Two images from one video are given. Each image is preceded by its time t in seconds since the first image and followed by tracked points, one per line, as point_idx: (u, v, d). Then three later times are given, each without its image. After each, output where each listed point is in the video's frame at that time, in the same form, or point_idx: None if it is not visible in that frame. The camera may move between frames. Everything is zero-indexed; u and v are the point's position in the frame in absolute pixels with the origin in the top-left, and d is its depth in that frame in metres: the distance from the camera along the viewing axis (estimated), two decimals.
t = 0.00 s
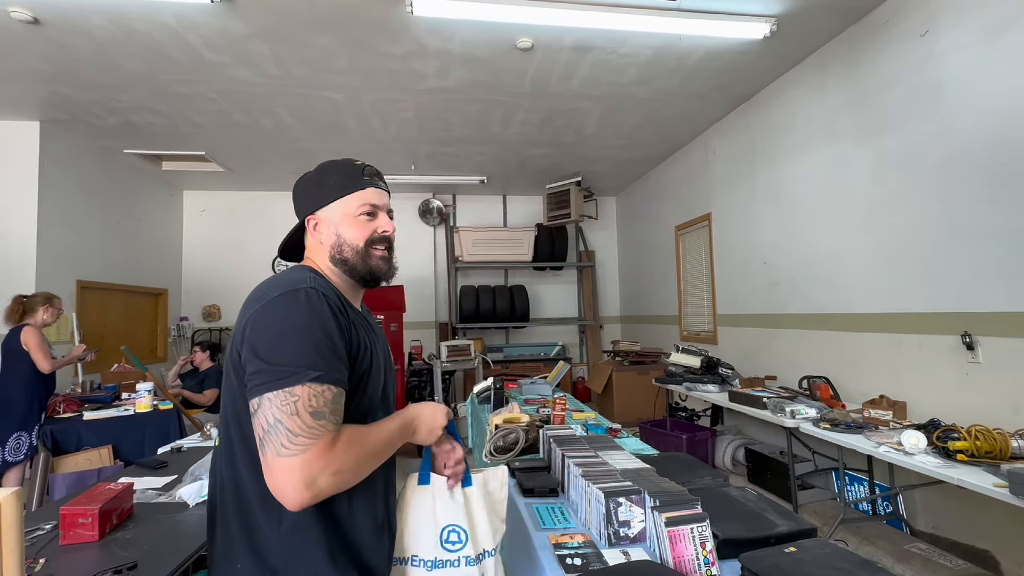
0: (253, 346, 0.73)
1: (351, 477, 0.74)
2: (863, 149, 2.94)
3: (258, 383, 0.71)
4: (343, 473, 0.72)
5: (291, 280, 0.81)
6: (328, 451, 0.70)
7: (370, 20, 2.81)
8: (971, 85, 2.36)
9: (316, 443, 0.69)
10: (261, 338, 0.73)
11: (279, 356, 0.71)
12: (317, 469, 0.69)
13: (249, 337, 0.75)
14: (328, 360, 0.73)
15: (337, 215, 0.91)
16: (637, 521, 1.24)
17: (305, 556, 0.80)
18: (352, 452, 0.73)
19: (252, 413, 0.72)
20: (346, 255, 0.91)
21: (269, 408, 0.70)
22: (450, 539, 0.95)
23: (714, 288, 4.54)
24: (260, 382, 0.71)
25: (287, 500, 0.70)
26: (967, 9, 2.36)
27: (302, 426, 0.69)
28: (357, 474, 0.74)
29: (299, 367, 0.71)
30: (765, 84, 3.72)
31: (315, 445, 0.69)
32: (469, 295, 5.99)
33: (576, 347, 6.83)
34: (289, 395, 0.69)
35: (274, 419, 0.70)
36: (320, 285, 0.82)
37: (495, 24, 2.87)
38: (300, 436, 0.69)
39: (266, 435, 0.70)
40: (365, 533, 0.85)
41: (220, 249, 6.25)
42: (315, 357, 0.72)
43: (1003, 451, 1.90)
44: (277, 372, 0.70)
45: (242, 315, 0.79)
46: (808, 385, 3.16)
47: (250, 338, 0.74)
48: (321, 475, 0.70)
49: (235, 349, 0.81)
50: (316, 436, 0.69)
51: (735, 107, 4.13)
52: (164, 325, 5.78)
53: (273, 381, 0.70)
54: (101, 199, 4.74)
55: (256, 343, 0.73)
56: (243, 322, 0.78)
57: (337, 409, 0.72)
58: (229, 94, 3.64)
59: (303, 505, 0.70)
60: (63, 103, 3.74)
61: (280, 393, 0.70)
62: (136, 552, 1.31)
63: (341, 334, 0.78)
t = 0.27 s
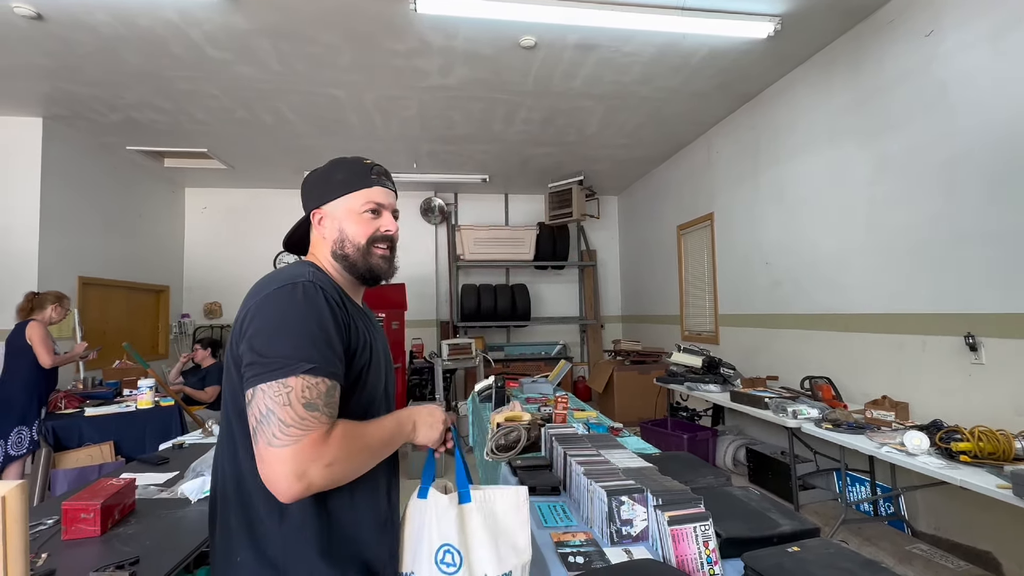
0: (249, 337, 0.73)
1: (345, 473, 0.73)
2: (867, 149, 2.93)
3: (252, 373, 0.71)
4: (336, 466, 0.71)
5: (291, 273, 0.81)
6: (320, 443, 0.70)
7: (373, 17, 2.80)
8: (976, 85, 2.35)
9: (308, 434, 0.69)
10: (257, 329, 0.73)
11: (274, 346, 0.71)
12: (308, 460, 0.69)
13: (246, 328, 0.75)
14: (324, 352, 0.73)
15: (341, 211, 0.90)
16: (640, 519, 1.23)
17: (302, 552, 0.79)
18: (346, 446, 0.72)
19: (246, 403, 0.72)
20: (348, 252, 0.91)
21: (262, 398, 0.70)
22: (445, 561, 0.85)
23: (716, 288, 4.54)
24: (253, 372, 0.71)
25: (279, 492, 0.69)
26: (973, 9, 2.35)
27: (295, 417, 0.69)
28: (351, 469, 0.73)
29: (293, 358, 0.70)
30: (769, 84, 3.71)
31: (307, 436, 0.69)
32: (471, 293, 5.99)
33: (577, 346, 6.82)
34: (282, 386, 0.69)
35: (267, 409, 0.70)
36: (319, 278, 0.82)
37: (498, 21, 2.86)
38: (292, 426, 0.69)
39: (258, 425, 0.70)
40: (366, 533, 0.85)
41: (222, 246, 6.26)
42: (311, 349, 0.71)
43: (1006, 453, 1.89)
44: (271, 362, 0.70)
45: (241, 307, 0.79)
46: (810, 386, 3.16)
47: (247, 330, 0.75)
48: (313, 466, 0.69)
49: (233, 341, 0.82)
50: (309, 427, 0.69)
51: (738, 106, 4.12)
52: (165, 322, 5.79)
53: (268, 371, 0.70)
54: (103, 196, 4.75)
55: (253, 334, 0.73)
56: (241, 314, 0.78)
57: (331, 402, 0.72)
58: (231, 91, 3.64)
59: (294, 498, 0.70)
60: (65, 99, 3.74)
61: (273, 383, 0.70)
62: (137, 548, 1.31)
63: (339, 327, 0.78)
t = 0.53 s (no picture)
0: (252, 339, 0.73)
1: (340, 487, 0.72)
2: (869, 150, 2.93)
3: (253, 377, 0.71)
4: (332, 478, 0.71)
5: (299, 273, 0.80)
6: (317, 453, 0.69)
7: (376, 14, 2.80)
8: (980, 86, 2.34)
9: (305, 446, 0.69)
10: (261, 331, 0.72)
11: (274, 352, 0.70)
12: (303, 471, 0.68)
13: (251, 329, 0.74)
14: (326, 360, 0.72)
15: (363, 207, 0.89)
16: (640, 518, 1.23)
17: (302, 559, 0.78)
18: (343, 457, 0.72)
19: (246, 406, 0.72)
20: (365, 249, 0.91)
21: (260, 404, 0.70)
22: None
23: (717, 287, 4.53)
24: (254, 376, 0.71)
25: (271, 500, 0.69)
26: (978, 8, 2.34)
27: (292, 427, 0.68)
28: (348, 480, 0.73)
29: (293, 365, 0.70)
30: (771, 83, 3.71)
31: (303, 446, 0.69)
32: (471, 292, 5.99)
33: (578, 345, 6.82)
34: (282, 393, 0.69)
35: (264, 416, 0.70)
36: (328, 279, 0.80)
37: (501, 19, 2.86)
38: (288, 436, 0.68)
39: (256, 431, 0.70)
40: (369, 536, 0.85)
41: (222, 243, 6.25)
42: (314, 355, 0.71)
43: (1007, 453, 1.90)
44: (272, 368, 0.70)
45: (247, 305, 0.79)
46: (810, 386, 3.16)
47: (253, 331, 0.74)
48: (307, 477, 0.69)
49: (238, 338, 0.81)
50: (304, 438, 0.69)
51: (740, 106, 4.11)
52: (166, 319, 5.79)
53: (268, 376, 0.70)
54: (105, 192, 4.75)
55: (256, 336, 0.72)
56: (247, 312, 0.78)
57: (330, 412, 0.71)
58: (233, 88, 3.64)
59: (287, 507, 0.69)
60: (67, 95, 3.74)
61: (273, 390, 0.70)
62: (138, 544, 1.31)
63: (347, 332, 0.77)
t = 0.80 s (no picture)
0: (282, 338, 0.62)
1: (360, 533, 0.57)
2: (875, 150, 2.92)
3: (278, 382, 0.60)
4: (349, 519, 0.56)
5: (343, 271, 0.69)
6: (336, 480, 0.56)
7: (381, 14, 2.81)
8: (988, 87, 2.33)
9: (326, 472, 0.56)
10: (293, 329, 0.61)
11: (304, 354, 0.59)
12: (318, 501, 0.55)
13: (282, 328, 0.64)
14: (361, 373, 0.60)
15: (413, 207, 0.78)
16: (643, 517, 1.24)
17: None
18: (367, 496, 0.57)
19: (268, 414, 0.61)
20: (407, 253, 0.79)
21: (282, 414, 0.58)
22: None
23: (721, 287, 4.52)
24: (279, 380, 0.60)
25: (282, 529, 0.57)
26: (985, 9, 2.33)
27: (314, 444, 0.57)
28: (369, 531, 0.57)
29: (322, 374, 0.58)
30: (777, 83, 3.70)
31: (320, 468, 0.56)
32: (475, 290, 6.00)
33: (581, 344, 6.83)
34: (306, 405, 0.58)
35: (282, 428, 0.58)
36: (374, 281, 0.68)
37: (507, 19, 2.86)
38: (306, 453, 0.56)
39: (273, 443, 0.59)
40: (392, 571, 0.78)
41: (227, 240, 6.29)
42: (347, 364, 0.59)
43: (1012, 456, 1.89)
44: (300, 373, 0.58)
45: (283, 302, 0.68)
46: (815, 387, 3.15)
47: (285, 329, 0.63)
48: (320, 509, 0.55)
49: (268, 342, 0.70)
50: (324, 460, 0.56)
51: (746, 105, 4.10)
52: (172, 316, 5.83)
53: (290, 381, 0.58)
54: (112, 190, 4.78)
55: (287, 335, 0.61)
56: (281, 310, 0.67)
57: (356, 434, 0.59)
58: (239, 86, 3.65)
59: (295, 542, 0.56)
60: (75, 93, 3.77)
61: (294, 397, 0.58)
62: (145, 538, 1.32)
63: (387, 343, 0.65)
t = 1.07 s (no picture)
0: (350, 379, 0.59)
1: None
2: (879, 149, 2.91)
3: (354, 432, 0.58)
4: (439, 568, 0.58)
5: (399, 291, 0.64)
6: (426, 528, 0.59)
7: (385, 12, 2.81)
8: (992, 86, 2.32)
9: (418, 523, 0.58)
10: (364, 373, 0.59)
11: (384, 405, 0.57)
12: (412, 551, 0.58)
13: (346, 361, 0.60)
14: (437, 414, 0.60)
15: (476, 222, 0.75)
16: (644, 515, 1.24)
17: None
18: (454, 546, 0.59)
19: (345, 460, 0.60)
20: (459, 266, 0.77)
21: (365, 465, 0.58)
22: None
23: (723, 286, 4.52)
24: (356, 430, 0.58)
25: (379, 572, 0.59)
26: (990, 8, 2.32)
27: (405, 497, 0.58)
28: None
29: (404, 424, 0.58)
30: (780, 82, 3.69)
31: (413, 516, 0.58)
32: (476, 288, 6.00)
33: (582, 343, 6.83)
34: (393, 458, 0.58)
35: (370, 481, 0.58)
36: (434, 308, 0.66)
37: (510, 17, 2.86)
38: (398, 503, 0.58)
39: (360, 492, 0.59)
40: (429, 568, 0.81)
41: (230, 237, 6.30)
42: (427, 411, 0.59)
43: (1013, 456, 1.89)
44: (381, 424, 0.57)
45: (332, 324, 0.63)
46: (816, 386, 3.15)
47: (349, 368, 0.60)
48: (414, 557, 0.58)
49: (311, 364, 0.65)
50: (417, 512, 0.58)
51: (749, 104, 4.09)
52: (175, 313, 5.85)
53: (373, 430, 0.57)
54: (116, 187, 4.80)
55: (357, 379, 0.59)
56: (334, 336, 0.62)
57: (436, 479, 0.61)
58: (242, 83, 3.66)
59: None
60: (80, 90, 3.78)
61: (379, 448, 0.57)
62: (149, 533, 1.33)
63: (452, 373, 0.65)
